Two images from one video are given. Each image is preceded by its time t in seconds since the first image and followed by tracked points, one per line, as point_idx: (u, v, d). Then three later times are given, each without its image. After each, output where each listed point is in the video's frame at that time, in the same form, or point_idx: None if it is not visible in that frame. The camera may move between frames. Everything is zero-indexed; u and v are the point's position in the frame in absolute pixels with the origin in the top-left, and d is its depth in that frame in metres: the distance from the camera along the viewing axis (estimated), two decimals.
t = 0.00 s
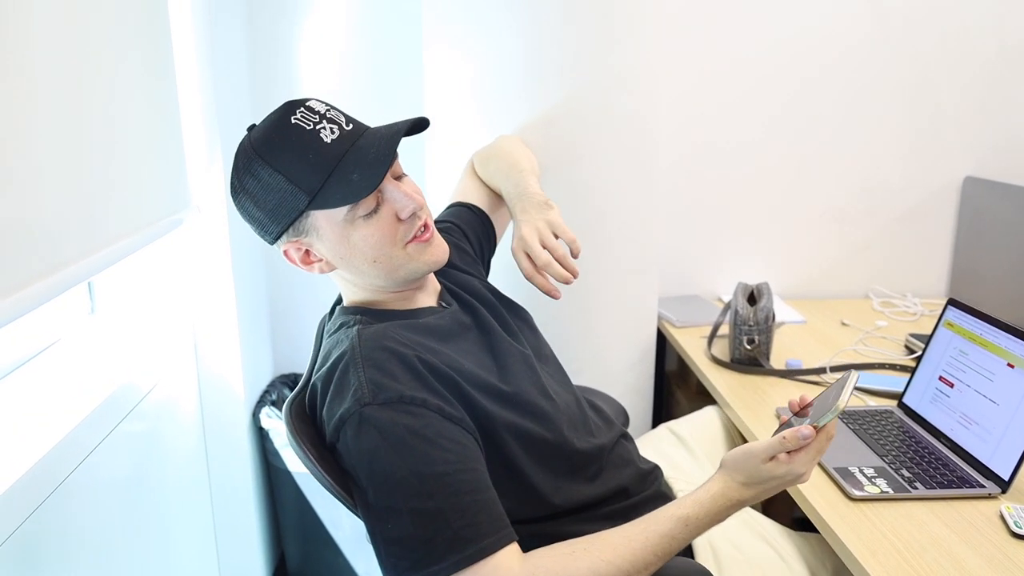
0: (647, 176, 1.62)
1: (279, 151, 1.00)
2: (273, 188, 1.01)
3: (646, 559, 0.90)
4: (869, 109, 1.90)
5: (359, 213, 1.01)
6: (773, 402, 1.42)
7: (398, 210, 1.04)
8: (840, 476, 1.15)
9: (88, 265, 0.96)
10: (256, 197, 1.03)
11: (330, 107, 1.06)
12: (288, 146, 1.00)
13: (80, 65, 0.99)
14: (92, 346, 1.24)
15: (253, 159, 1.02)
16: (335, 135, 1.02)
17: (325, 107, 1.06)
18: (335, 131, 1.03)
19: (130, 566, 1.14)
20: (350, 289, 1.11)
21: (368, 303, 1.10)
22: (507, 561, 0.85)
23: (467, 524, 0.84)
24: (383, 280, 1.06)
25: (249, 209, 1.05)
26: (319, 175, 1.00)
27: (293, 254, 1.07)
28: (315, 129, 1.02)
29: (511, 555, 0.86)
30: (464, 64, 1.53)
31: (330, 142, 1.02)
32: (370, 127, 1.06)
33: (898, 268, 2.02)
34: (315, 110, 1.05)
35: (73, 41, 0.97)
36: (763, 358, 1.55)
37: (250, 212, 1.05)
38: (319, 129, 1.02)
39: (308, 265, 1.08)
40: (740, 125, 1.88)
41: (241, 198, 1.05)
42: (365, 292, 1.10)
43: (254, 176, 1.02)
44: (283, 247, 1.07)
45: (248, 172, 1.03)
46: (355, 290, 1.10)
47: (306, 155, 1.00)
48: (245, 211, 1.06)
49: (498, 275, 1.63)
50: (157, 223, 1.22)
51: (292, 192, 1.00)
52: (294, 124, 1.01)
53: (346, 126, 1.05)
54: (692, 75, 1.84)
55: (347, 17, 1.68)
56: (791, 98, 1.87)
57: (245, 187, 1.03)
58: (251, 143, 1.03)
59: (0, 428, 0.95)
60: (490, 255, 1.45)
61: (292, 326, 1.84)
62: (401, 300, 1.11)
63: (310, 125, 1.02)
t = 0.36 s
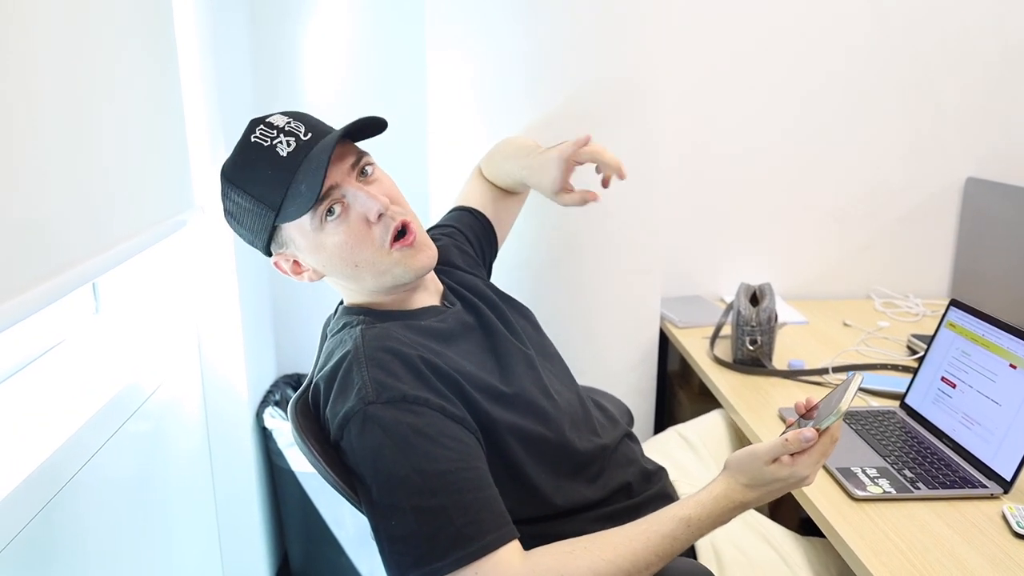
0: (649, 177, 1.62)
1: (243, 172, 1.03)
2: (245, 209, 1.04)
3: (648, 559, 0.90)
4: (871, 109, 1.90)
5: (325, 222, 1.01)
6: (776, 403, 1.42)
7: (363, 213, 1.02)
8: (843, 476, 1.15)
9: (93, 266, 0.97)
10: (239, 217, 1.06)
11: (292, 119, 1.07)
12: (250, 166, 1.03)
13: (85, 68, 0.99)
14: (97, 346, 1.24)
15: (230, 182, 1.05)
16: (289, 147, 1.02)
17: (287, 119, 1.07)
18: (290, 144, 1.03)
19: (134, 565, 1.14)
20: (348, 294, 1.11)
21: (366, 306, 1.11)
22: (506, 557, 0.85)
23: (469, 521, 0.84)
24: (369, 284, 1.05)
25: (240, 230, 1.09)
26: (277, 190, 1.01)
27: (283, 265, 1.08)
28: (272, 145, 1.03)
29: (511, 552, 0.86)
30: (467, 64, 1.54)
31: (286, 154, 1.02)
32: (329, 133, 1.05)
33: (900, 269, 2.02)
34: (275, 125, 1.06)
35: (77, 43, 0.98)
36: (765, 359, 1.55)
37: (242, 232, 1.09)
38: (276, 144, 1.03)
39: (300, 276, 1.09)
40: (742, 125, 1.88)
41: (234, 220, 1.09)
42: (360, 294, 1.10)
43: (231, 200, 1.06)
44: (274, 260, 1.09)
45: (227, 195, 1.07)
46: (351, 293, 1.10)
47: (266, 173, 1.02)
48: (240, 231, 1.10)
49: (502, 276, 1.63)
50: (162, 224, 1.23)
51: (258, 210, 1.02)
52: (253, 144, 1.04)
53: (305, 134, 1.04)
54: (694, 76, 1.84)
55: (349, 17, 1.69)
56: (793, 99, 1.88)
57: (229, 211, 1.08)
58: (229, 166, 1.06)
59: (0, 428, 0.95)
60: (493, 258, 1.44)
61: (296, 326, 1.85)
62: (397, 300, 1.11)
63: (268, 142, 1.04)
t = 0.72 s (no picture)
0: (652, 177, 1.62)
1: (244, 174, 1.03)
2: (247, 211, 1.04)
3: (629, 556, 0.91)
4: (874, 109, 1.90)
5: (325, 220, 1.01)
6: (779, 403, 1.42)
7: (363, 209, 1.02)
8: (845, 475, 1.16)
9: (97, 267, 0.97)
10: (242, 220, 1.06)
11: (289, 121, 1.07)
12: (251, 168, 1.03)
13: (90, 70, 1.00)
14: (101, 346, 1.25)
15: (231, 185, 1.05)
16: (288, 149, 1.02)
17: (285, 121, 1.07)
18: (289, 145, 1.03)
19: (138, 564, 1.15)
20: (350, 291, 1.12)
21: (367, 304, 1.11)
22: (491, 552, 0.85)
23: (454, 514, 0.85)
24: (371, 279, 1.05)
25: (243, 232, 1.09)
26: (279, 190, 1.01)
27: (286, 266, 1.09)
28: (272, 146, 1.03)
29: (495, 547, 0.86)
30: (469, 65, 1.54)
31: (287, 155, 1.02)
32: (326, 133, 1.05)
33: (902, 269, 2.03)
34: (273, 127, 1.06)
35: (82, 45, 0.98)
36: (768, 358, 1.55)
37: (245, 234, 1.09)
38: (276, 145, 1.03)
39: (302, 275, 1.09)
40: (745, 125, 1.88)
41: (236, 224, 1.09)
42: (362, 290, 1.10)
43: (232, 202, 1.05)
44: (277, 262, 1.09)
45: (229, 198, 1.06)
46: (353, 290, 1.11)
47: (267, 174, 1.02)
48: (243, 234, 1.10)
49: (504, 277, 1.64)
50: (166, 224, 1.23)
51: (261, 212, 1.02)
52: (253, 147, 1.04)
53: (303, 135, 1.04)
54: (698, 77, 1.84)
55: (352, 18, 1.69)
56: (795, 99, 1.88)
57: (230, 213, 1.07)
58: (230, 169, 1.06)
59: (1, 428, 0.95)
60: (495, 258, 1.44)
61: (299, 325, 1.85)
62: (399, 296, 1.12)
63: (267, 144, 1.04)
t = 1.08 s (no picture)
0: (652, 177, 1.62)
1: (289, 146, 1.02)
2: (287, 181, 1.02)
3: (629, 555, 0.91)
4: (873, 110, 1.91)
5: (365, 199, 1.01)
6: (779, 404, 1.42)
7: (404, 195, 1.03)
8: (845, 475, 1.16)
9: (98, 268, 0.97)
10: (273, 192, 1.04)
11: (337, 104, 1.08)
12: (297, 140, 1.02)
13: (91, 71, 1.00)
14: (103, 346, 1.25)
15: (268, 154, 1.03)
16: (339, 127, 1.03)
17: (332, 103, 1.08)
18: (339, 124, 1.04)
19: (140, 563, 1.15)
20: (363, 283, 1.11)
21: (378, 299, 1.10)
22: (492, 550, 0.86)
23: (456, 513, 0.85)
24: (395, 268, 1.05)
25: (268, 206, 1.06)
26: (326, 163, 1.00)
27: (308, 246, 1.06)
28: (321, 123, 1.03)
29: (496, 546, 0.87)
30: (470, 64, 1.54)
31: (338, 132, 1.02)
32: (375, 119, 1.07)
33: (902, 269, 2.03)
34: (322, 107, 1.06)
35: (83, 46, 0.99)
36: (768, 358, 1.55)
37: (269, 209, 1.06)
38: (325, 122, 1.04)
39: (323, 256, 1.06)
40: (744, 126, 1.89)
41: (261, 197, 1.06)
42: (376, 282, 1.09)
43: (269, 172, 1.04)
44: (299, 241, 1.06)
45: (264, 169, 1.04)
46: (368, 280, 1.09)
47: (314, 147, 1.01)
48: (266, 209, 1.07)
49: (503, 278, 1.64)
50: (167, 225, 1.23)
51: (303, 183, 1.01)
52: (301, 121, 1.04)
53: (351, 118, 1.06)
54: (698, 78, 1.84)
55: (353, 19, 1.69)
56: (796, 98, 1.88)
57: (263, 185, 1.05)
58: (267, 139, 1.04)
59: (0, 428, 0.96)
60: (494, 259, 1.45)
61: (301, 325, 1.85)
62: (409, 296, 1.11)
63: (315, 120, 1.04)
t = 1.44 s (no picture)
0: (650, 175, 1.63)
1: (372, 120, 0.98)
2: (355, 154, 0.98)
3: (627, 551, 0.91)
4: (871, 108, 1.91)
5: (428, 199, 1.01)
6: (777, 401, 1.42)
7: (461, 204, 1.04)
8: (841, 472, 1.16)
9: (94, 265, 0.97)
10: (335, 158, 0.99)
11: (419, 94, 1.07)
12: (383, 118, 0.99)
13: (90, 70, 1.00)
14: (101, 343, 1.26)
15: (344, 121, 0.99)
16: (425, 120, 1.02)
17: (415, 92, 1.06)
18: (425, 117, 1.03)
19: (138, 560, 1.15)
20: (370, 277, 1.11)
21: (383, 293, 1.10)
22: (489, 546, 0.86)
23: (453, 509, 0.85)
24: (423, 269, 1.05)
25: (321, 168, 1.01)
26: (407, 152, 0.99)
27: (346, 222, 1.03)
28: (409, 110, 1.02)
29: (493, 542, 0.87)
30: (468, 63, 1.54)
31: (423, 127, 1.01)
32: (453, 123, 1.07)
33: (900, 268, 2.03)
34: (408, 93, 1.04)
35: (83, 43, 0.99)
36: (766, 356, 1.56)
37: (319, 172, 1.01)
38: (412, 112, 1.02)
39: (358, 236, 1.04)
40: (743, 124, 1.89)
41: (312, 155, 1.01)
42: (390, 276, 1.09)
43: (336, 137, 0.99)
44: (338, 213, 1.03)
45: (330, 131, 1.00)
46: (388, 271, 1.08)
47: (400, 133, 0.99)
48: (313, 171, 1.02)
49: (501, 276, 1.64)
50: (164, 223, 1.23)
51: (375, 163, 0.98)
52: (390, 99, 1.01)
53: (432, 115, 1.05)
54: (697, 76, 1.84)
55: (352, 18, 1.69)
56: (794, 96, 1.88)
57: (321, 146, 1.00)
58: (342, 106, 1.00)
59: None
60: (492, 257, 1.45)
61: (299, 324, 1.85)
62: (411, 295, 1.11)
63: (404, 105, 1.02)
